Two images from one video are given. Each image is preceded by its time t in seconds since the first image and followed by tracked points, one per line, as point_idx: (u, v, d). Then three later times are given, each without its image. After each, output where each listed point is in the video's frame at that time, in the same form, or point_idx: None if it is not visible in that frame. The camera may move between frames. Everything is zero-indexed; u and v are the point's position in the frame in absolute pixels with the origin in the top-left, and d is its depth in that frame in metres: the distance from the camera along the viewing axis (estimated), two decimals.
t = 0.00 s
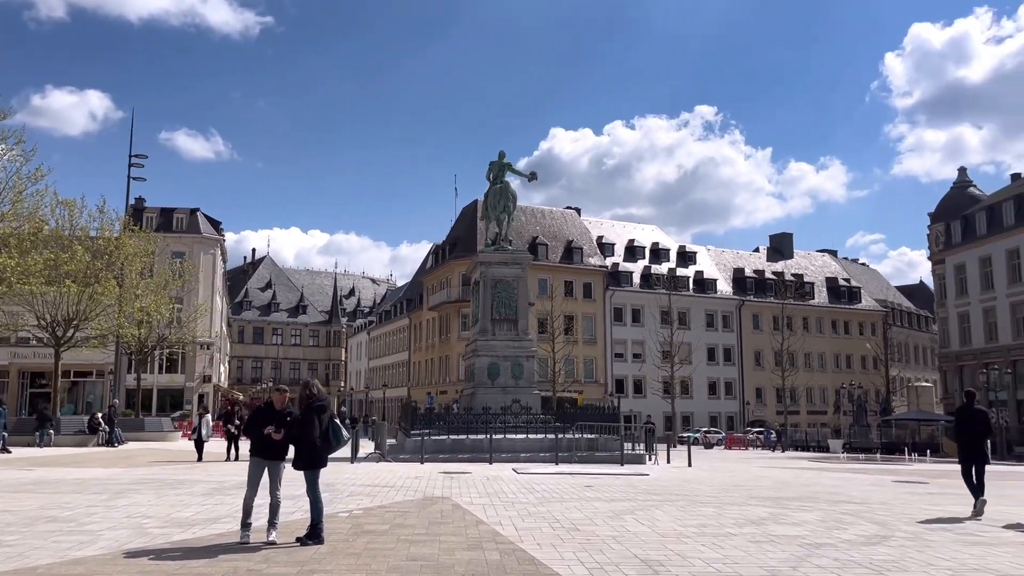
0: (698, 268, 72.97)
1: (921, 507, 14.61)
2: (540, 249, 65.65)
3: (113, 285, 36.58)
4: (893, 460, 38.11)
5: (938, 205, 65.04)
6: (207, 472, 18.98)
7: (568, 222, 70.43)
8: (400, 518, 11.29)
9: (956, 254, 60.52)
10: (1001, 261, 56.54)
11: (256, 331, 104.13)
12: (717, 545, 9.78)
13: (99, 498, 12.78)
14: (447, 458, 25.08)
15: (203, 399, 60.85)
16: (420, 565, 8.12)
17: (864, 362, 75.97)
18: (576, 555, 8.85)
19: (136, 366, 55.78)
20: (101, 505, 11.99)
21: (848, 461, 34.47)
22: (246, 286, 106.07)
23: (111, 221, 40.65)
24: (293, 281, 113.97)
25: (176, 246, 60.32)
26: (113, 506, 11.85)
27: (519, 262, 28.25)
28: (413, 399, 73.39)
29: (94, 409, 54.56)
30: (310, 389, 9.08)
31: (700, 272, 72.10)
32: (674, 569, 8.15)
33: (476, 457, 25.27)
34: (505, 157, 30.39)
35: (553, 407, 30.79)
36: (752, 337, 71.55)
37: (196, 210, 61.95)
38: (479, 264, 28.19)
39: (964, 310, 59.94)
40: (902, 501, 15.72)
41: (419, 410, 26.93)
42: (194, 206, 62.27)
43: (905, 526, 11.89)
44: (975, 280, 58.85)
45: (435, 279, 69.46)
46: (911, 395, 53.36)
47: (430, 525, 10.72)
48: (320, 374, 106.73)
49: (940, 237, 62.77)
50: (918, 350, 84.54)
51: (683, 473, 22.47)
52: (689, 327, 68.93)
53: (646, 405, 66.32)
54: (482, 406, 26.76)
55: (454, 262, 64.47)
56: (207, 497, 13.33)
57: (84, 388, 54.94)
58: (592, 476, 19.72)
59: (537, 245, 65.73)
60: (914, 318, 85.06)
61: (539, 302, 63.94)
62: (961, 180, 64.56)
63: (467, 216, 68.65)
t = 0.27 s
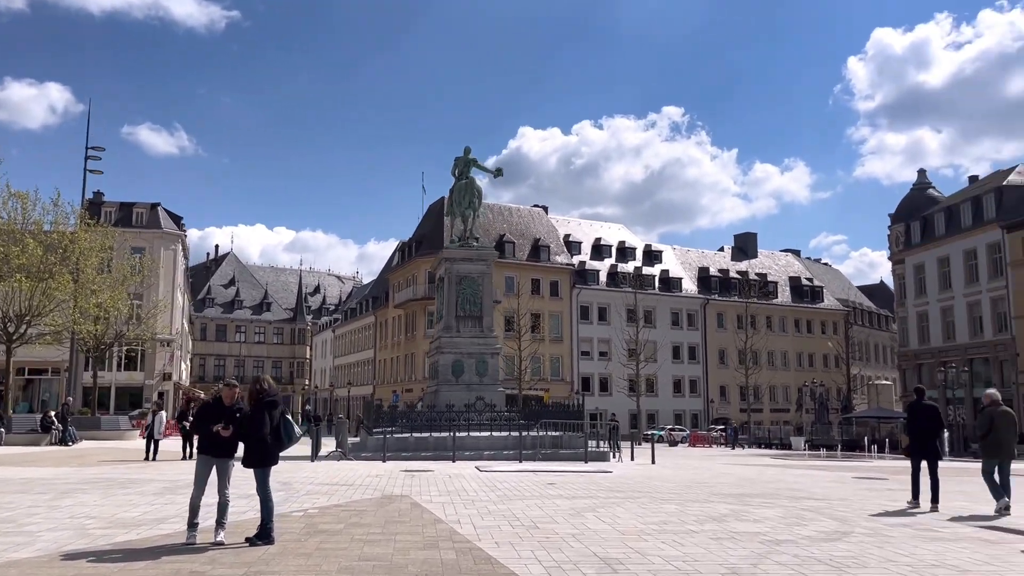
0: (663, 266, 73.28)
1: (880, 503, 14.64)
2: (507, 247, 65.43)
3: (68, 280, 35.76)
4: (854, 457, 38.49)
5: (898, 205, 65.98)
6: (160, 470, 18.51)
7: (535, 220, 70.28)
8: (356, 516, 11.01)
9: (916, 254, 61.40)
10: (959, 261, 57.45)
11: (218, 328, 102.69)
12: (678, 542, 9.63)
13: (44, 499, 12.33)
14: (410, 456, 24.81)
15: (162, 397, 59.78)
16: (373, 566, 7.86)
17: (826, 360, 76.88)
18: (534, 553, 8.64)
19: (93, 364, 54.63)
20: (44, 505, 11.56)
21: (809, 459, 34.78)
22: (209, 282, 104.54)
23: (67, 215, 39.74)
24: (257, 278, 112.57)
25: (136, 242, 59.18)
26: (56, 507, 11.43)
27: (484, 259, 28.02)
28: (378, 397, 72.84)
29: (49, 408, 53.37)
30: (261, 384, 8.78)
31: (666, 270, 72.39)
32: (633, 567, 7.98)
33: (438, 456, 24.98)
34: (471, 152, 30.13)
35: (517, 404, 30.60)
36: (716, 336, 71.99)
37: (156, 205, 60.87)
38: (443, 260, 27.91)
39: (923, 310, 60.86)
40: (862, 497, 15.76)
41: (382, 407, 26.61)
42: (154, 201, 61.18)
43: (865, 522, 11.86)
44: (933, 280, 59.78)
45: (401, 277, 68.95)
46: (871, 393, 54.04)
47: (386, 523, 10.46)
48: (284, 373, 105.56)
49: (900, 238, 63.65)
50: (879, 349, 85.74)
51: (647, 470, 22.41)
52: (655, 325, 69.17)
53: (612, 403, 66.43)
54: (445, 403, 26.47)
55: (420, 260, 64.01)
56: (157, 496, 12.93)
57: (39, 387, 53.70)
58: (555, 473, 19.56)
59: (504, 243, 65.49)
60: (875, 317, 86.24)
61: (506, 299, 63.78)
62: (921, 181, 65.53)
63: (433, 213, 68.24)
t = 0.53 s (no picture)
0: (625, 268, 73.52)
1: (837, 503, 14.65)
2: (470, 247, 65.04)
3: (14, 277, 34.81)
4: (811, 458, 38.87)
5: (855, 209, 66.93)
6: (108, 473, 17.94)
7: (497, 221, 70.03)
8: (308, 521, 10.67)
9: (872, 257, 62.32)
10: (913, 265, 58.40)
11: (175, 328, 100.88)
12: (636, 546, 9.45)
13: None
14: (368, 458, 24.43)
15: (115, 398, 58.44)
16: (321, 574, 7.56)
17: (784, 361, 77.78)
18: (489, 560, 8.40)
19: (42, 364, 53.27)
20: None
21: (767, 459, 35.00)
22: (165, 281, 102.69)
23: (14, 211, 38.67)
24: (215, 277, 110.82)
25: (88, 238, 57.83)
26: None
27: (445, 258, 27.72)
28: (338, 398, 72.10)
29: None
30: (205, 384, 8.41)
31: (627, 271, 72.59)
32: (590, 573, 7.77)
33: (397, 457, 24.62)
34: (433, 150, 29.80)
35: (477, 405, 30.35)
36: (677, 337, 72.36)
37: (110, 202, 59.60)
38: (403, 259, 27.55)
39: (878, 312, 61.82)
40: (820, 498, 15.77)
41: (340, 408, 26.19)
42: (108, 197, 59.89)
43: (824, 524, 11.81)
44: (889, 283, 60.71)
45: (362, 276, 68.29)
46: (829, 394, 54.70)
47: (337, 528, 10.12)
48: (242, 373, 104.04)
49: (857, 241, 64.55)
50: (835, 351, 86.97)
51: (607, 471, 22.29)
52: (617, 326, 69.34)
53: (574, 403, 66.46)
54: (404, 404, 26.10)
55: (381, 259, 63.43)
56: (99, 502, 12.46)
57: None
58: (515, 475, 19.37)
59: (467, 243, 65.15)
60: (832, 319, 87.45)
61: (468, 299, 63.47)
62: (877, 185, 66.55)
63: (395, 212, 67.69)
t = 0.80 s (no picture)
0: (582, 266, 73.66)
1: (790, 500, 14.70)
2: (427, 245, 64.56)
3: None
4: (764, 455, 39.27)
5: (807, 210, 67.89)
6: (45, 475, 17.31)
7: (455, 219, 69.61)
8: (250, 523, 10.32)
9: (824, 257, 63.28)
10: (863, 265, 59.40)
11: (123, 325, 98.67)
12: (589, 547, 9.30)
13: None
14: (318, 459, 23.98)
15: (58, 397, 56.84)
16: None
17: (738, 360, 78.68)
18: (436, 562, 8.16)
19: None
20: None
21: (721, 457, 35.19)
22: (114, 277, 100.38)
23: None
24: (166, 274, 108.65)
25: (31, 233, 56.17)
26: None
27: (401, 255, 27.38)
28: (291, 396, 71.14)
29: None
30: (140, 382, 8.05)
31: (585, 270, 72.73)
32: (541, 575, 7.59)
33: (349, 457, 24.20)
34: (388, 145, 29.43)
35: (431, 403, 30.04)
36: (633, 336, 72.70)
37: (54, 195, 57.99)
38: (357, 255, 27.14)
39: (829, 312, 62.79)
40: (772, 496, 15.82)
41: (291, 407, 25.68)
42: (52, 191, 58.26)
43: (776, 522, 11.80)
44: (840, 283, 61.65)
45: (317, 273, 67.41)
46: (781, 393, 55.40)
47: (281, 531, 9.80)
48: (194, 372, 102.13)
49: (809, 241, 65.52)
50: (788, 350, 88.23)
51: (561, 470, 22.17)
52: (574, 324, 69.45)
53: (530, 402, 66.41)
54: (358, 403, 25.71)
55: (336, 256, 62.68)
56: (32, 505, 11.95)
57: None
58: (469, 474, 19.15)
59: (424, 241, 64.69)
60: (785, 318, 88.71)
61: (424, 298, 63.01)
62: (829, 187, 67.63)
63: (351, 209, 66.95)
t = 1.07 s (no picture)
0: (537, 266, 73.58)
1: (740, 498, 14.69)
2: (381, 242, 63.88)
3: None
4: (714, 453, 39.58)
5: (759, 212, 68.77)
6: None
7: (409, 217, 69.03)
8: (185, 526, 9.94)
9: (775, 258, 64.11)
10: (812, 266, 60.31)
11: (67, 323, 96.10)
12: (535, 547, 9.11)
13: None
14: (264, 458, 23.46)
15: None
16: None
17: (690, 360, 79.42)
18: (377, 565, 7.90)
19: None
20: None
21: (673, 456, 35.34)
22: (57, 273, 97.69)
23: None
24: (112, 270, 106.10)
25: None
26: None
27: (352, 251, 26.93)
28: (241, 395, 69.95)
29: None
30: (64, 378, 7.66)
31: (540, 270, 72.68)
32: None
33: (296, 457, 23.69)
34: (339, 139, 28.96)
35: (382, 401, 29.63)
36: (587, 335, 72.87)
37: None
38: (307, 251, 26.64)
39: (779, 312, 63.67)
40: (722, 494, 15.81)
41: (236, 406, 25.09)
42: None
43: (724, 520, 11.75)
44: (790, 284, 62.50)
45: (268, 271, 66.34)
46: (731, 392, 55.99)
47: (217, 533, 9.44)
48: (140, 370, 99.93)
49: (760, 243, 66.39)
50: (739, 349, 89.31)
51: (512, 469, 21.99)
52: (529, 324, 69.39)
53: (484, 401, 66.19)
54: (306, 402, 25.21)
55: (288, 253, 61.74)
56: None
57: None
58: (418, 474, 18.88)
59: (378, 238, 64.05)
60: (737, 318, 89.79)
61: (378, 296, 62.40)
62: (780, 189, 68.59)
63: (303, 206, 65.99)
